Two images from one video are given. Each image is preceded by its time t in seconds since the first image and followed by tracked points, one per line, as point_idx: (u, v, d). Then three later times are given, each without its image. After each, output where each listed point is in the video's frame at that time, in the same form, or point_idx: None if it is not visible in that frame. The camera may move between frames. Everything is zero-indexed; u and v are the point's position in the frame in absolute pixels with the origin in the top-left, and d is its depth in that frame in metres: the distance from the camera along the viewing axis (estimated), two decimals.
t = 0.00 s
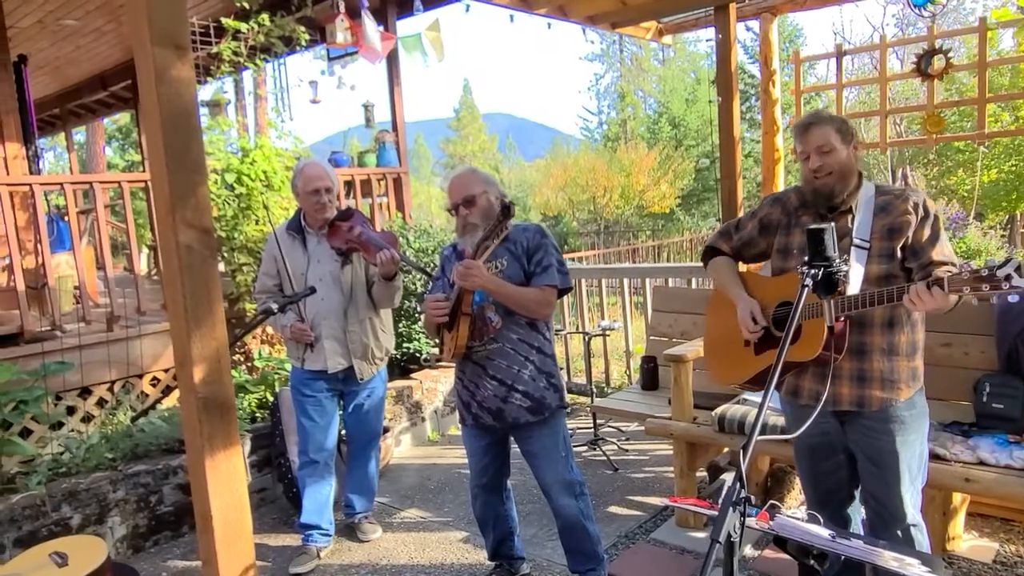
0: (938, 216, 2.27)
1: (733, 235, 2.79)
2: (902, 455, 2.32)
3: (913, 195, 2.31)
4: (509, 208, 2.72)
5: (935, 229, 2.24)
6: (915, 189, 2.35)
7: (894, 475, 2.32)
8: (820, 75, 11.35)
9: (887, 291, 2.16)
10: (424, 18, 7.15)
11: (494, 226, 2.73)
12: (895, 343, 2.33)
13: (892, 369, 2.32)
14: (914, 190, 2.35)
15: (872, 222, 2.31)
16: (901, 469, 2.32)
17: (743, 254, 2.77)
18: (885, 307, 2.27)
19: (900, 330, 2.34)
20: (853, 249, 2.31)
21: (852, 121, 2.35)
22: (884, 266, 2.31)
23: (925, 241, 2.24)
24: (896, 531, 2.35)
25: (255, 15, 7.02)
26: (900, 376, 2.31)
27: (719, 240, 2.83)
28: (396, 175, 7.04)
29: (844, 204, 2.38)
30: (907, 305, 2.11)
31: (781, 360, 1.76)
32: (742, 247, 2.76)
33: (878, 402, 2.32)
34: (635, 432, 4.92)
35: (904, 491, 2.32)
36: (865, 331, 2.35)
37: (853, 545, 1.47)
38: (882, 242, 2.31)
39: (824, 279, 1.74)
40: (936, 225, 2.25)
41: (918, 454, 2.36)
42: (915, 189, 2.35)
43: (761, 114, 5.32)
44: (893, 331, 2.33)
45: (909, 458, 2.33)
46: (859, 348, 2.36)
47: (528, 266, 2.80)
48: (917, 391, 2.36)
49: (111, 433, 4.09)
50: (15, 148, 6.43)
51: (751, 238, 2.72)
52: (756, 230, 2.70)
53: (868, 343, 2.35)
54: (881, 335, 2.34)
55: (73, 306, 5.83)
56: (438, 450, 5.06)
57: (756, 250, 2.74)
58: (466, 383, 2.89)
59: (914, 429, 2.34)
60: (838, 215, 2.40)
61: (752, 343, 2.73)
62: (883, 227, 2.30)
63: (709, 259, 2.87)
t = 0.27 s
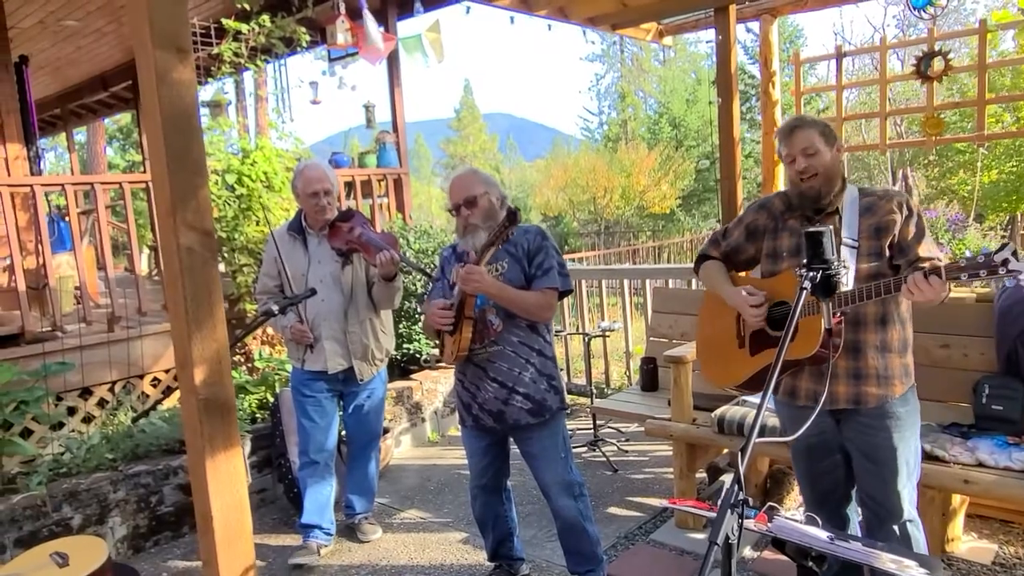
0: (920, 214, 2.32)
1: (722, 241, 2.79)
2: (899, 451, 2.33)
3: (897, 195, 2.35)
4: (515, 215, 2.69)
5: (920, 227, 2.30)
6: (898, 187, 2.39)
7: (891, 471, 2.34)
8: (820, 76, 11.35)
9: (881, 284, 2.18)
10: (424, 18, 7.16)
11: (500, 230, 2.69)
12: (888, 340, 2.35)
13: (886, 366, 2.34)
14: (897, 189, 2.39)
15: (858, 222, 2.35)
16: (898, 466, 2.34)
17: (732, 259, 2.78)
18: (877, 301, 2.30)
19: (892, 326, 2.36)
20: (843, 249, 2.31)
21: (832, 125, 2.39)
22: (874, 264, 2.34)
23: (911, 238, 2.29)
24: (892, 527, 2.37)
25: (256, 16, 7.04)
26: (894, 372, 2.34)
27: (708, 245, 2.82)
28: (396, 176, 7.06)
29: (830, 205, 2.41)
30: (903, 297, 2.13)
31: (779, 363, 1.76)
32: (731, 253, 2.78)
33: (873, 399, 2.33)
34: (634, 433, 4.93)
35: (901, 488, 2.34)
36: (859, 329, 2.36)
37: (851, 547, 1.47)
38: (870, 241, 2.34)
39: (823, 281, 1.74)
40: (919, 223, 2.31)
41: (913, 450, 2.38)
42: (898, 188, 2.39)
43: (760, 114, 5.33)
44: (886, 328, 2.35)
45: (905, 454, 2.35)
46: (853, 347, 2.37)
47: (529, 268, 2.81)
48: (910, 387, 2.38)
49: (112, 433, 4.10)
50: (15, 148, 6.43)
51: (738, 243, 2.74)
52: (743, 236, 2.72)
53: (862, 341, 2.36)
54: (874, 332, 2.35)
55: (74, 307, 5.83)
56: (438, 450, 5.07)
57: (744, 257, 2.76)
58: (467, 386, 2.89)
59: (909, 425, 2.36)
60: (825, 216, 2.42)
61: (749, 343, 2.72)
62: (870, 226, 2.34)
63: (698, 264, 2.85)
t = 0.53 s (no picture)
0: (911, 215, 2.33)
1: (715, 245, 2.81)
2: (897, 450, 2.34)
3: (887, 197, 2.36)
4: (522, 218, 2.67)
5: (910, 227, 2.31)
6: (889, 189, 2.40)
7: (888, 469, 2.35)
8: (819, 77, 11.36)
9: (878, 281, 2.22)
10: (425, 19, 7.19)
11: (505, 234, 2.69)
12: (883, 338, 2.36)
13: (881, 365, 2.35)
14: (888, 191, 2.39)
15: (849, 223, 2.36)
16: (896, 464, 2.35)
17: (725, 263, 2.78)
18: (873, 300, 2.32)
19: (886, 325, 2.37)
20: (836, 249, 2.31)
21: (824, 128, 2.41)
22: (866, 263, 2.34)
23: (902, 238, 2.30)
24: (890, 526, 2.38)
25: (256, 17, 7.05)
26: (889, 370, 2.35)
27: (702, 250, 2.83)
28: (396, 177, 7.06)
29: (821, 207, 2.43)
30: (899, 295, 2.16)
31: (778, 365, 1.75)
32: (724, 257, 2.78)
33: (870, 398, 2.34)
34: (633, 435, 4.93)
35: (898, 487, 2.35)
36: (854, 329, 2.37)
37: (848, 548, 1.47)
38: (861, 242, 2.35)
39: (821, 283, 1.74)
40: (909, 224, 2.31)
41: (910, 448, 2.39)
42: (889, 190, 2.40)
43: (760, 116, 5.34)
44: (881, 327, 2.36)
45: (903, 453, 2.36)
46: (849, 346, 2.38)
47: (530, 270, 2.81)
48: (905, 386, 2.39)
49: (112, 433, 4.11)
50: (16, 149, 6.42)
51: (730, 247, 2.75)
52: (735, 241, 2.73)
53: (858, 340, 2.37)
54: (869, 331, 2.36)
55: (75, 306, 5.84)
56: (437, 450, 5.08)
57: (738, 260, 2.76)
58: (467, 388, 2.90)
59: (905, 424, 2.37)
60: (817, 218, 2.44)
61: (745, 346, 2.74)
62: (862, 226, 2.35)
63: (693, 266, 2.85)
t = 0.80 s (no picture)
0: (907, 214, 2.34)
1: (711, 246, 2.82)
2: (894, 448, 2.35)
3: (881, 196, 2.37)
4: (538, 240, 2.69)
5: (905, 227, 2.32)
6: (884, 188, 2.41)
7: (886, 468, 2.35)
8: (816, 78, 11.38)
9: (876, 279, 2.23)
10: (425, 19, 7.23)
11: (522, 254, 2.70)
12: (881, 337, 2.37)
13: (879, 363, 2.36)
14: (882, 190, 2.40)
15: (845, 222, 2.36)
16: (893, 463, 2.36)
17: (722, 264, 2.80)
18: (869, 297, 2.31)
19: (883, 324, 2.39)
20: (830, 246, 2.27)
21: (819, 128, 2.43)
22: (863, 262, 2.35)
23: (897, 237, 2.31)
24: (887, 525, 2.39)
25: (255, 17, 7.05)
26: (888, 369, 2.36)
27: (699, 252, 2.85)
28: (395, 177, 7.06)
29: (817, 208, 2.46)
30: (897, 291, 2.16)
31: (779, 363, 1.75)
32: (721, 258, 2.80)
33: (868, 396, 2.35)
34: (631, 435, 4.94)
35: (896, 486, 2.36)
36: (851, 327, 2.38)
37: (849, 545, 1.48)
38: (856, 241, 2.36)
39: (822, 282, 1.75)
40: (904, 223, 2.32)
41: (908, 447, 2.40)
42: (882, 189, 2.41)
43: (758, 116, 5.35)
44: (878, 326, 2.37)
45: (900, 452, 2.37)
46: (847, 345, 2.38)
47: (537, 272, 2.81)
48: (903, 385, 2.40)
49: (111, 433, 4.11)
50: (15, 148, 6.40)
51: (727, 248, 2.76)
52: (731, 241, 2.75)
53: (855, 338, 2.38)
54: (866, 330, 2.38)
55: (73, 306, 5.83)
56: (436, 450, 5.08)
57: (735, 261, 2.78)
58: (471, 390, 2.91)
59: (903, 423, 2.38)
60: (812, 218, 2.47)
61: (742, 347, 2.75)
62: (858, 225, 2.36)
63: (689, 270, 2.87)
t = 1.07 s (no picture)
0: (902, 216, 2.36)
1: (708, 247, 2.84)
2: (886, 447, 2.38)
3: (876, 198, 2.39)
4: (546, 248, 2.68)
5: (900, 229, 2.34)
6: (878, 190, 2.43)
7: (878, 467, 2.37)
8: (809, 79, 11.42)
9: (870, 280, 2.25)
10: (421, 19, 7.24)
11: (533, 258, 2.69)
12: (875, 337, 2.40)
13: (873, 364, 2.39)
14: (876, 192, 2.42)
15: (840, 223, 2.39)
16: (886, 462, 2.38)
17: (718, 264, 2.82)
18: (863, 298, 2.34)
19: (876, 325, 2.41)
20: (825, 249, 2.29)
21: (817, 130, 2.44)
22: (857, 263, 2.37)
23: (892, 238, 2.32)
24: (879, 523, 2.41)
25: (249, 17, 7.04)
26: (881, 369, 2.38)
27: (695, 252, 2.87)
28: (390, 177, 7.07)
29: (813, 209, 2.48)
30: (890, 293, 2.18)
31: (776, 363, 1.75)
32: (717, 258, 2.82)
33: (861, 396, 2.37)
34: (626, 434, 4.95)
35: (888, 485, 2.38)
36: (845, 327, 2.41)
37: (848, 542, 1.50)
38: (852, 242, 2.38)
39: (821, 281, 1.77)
40: (900, 224, 2.34)
41: (901, 447, 2.43)
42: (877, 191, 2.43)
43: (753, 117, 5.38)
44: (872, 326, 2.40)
45: (892, 451, 2.39)
46: (841, 345, 2.41)
47: (549, 274, 2.81)
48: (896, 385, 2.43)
49: (107, 433, 4.10)
50: (9, 147, 6.38)
51: (724, 248, 2.79)
52: (728, 242, 2.77)
53: (849, 339, 2.40)
54: (860, 331, 2.40)
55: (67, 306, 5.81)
56: (431, 449, 5.08)
57: (730, 261, 2.80)
58: (480, 389, 2.92)
59: (896, 423, 2.40)
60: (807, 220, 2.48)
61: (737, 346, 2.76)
62: (852, 227, 2.38)
63: (687, 270, 2.88)
